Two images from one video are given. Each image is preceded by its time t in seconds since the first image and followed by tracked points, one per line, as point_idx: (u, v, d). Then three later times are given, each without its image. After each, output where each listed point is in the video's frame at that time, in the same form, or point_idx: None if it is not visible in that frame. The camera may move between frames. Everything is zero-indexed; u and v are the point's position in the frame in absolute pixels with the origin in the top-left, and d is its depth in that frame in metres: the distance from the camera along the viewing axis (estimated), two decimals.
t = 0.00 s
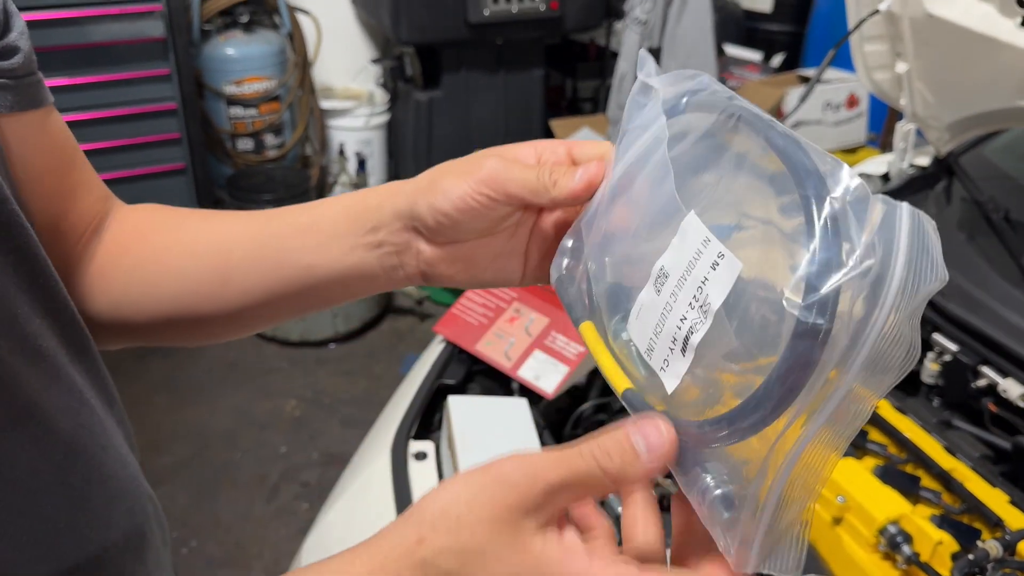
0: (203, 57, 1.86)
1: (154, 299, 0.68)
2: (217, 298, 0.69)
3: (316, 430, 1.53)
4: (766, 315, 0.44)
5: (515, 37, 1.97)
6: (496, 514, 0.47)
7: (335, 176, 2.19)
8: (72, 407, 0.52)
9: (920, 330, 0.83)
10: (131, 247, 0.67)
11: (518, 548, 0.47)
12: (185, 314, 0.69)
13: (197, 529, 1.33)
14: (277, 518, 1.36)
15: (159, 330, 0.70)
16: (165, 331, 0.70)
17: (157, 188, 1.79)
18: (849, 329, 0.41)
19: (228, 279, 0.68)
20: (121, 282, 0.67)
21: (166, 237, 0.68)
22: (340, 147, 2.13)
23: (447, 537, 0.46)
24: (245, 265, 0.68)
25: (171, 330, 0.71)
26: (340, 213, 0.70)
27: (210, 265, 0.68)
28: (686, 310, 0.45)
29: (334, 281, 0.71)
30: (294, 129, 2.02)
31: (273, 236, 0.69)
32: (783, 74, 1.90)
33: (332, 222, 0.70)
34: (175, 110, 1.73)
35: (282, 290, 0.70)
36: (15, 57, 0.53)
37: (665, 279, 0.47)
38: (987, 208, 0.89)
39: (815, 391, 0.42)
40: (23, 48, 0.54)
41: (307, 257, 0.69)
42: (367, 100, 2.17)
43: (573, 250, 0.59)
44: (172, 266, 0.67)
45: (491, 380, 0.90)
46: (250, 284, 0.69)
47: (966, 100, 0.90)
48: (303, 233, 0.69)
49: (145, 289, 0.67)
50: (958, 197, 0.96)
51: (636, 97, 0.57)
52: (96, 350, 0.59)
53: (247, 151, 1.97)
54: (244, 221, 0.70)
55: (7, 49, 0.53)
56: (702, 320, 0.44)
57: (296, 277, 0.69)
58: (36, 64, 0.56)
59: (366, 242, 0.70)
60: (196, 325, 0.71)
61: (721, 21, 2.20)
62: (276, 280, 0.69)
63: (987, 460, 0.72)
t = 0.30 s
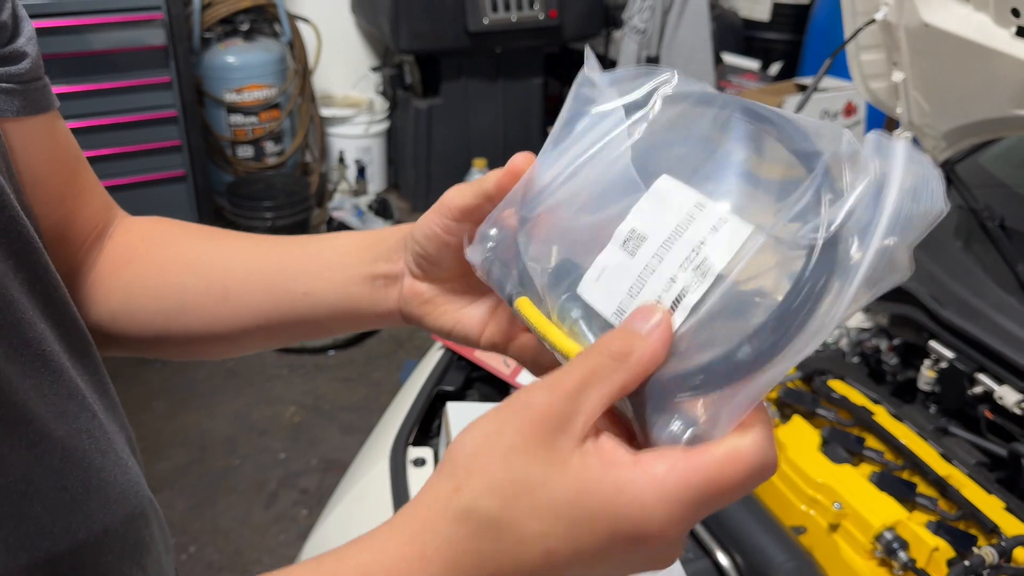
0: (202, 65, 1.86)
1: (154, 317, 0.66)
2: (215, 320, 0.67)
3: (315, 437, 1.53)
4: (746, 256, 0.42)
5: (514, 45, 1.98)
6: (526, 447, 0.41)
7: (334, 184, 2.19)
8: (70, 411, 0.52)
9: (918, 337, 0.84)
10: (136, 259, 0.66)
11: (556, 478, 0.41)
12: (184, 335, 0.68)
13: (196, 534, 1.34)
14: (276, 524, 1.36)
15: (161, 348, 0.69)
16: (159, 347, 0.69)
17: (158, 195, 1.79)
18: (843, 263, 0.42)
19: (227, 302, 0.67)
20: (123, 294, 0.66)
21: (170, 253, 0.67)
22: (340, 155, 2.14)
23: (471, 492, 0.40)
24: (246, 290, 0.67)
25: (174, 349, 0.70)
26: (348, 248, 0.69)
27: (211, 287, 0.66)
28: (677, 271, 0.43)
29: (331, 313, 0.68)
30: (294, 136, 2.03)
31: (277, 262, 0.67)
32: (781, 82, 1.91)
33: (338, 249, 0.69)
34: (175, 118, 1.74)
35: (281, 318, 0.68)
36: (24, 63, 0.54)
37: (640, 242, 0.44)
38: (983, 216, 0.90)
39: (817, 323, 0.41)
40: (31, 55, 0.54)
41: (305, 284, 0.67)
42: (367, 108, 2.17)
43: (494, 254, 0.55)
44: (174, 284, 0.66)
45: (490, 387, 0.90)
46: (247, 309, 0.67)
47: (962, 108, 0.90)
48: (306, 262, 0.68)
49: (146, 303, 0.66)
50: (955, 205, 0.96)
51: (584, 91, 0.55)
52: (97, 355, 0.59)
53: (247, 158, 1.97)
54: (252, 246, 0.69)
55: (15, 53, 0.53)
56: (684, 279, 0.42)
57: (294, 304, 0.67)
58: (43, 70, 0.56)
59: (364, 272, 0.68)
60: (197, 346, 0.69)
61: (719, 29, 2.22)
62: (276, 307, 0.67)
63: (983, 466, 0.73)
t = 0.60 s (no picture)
0: (202, 70, 1.87)
1: (120, 347, 0.61)
2: (180, 362, 0.60)
3: (313, 443, 1.53)
4: (717, 123, 0.43)
5: (513, 51, 1.98)
6: (519, 293, 0.35)
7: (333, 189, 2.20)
8: (60, 414, 0.52)
9: (917, 343, 0.84)
10: (117, 284, 0.61)
11: (560, 316, 0.33)
12: (147, 372, 0.61)
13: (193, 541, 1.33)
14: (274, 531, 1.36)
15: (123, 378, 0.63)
16: (128, 375, 0.63)
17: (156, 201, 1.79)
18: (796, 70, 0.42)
19: (194, 344, 0.60)
20: (97, 319, 0.61)
21: (149, 283, 0.61)
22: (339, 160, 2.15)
23: (467, 360, 0.34)
24: (218, 330, 0.60)
25: (133, 380, 0.63)
26: (332, 293, 0.62)
27: (178, 323, 0.60)
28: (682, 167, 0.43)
29: (301, 365, 0.60)
30: (293, 142, 2.04)
31: (256, 302, 0.60)
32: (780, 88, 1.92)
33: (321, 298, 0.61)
34: (173, 123, 1.74)
35: (249, 366, 0.60)
36: (12, 73, 0.51)
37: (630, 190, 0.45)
38: (982, 222, 0.90)
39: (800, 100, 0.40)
40: (20, 64, 0.52)
41: (278, 327, 0.60)
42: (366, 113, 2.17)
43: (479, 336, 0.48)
44: (142, 315, 0.60)
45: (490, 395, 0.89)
46: (215, 351, 0.60)
47: (962, 114, 0.91)
48: (286, 304, 0.60)
49: (116, 333, 0.60)
50: (954, 211, 0.97)
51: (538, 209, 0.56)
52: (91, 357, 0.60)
53: (245, 164, 1.97)
54: (237, 281, 0.62)
55: (3, 63, 0.51)
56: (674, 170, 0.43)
57: (264, 351, 0.60)
58: (34, 79, 0.54)
59: (342, 320, 0.60)
60: (158, 383, 0.62)
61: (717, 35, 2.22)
62: (247, 353, 0.60)
63: (982, 473, 0.72)
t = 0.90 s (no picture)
0: (200, 75, 1.87)
1: (101, 358, 0.60)
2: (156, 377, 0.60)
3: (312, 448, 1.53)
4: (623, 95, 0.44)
5: (513, 57, 1.98)
6: (512, 252, 0.37)
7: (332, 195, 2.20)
8: (53, 417, 0.52)
9: (914, 348, 0.83)
10: (105, 295, 0.61)
11: (560, 274, 0.36)
12: (126, 384, 0.61)
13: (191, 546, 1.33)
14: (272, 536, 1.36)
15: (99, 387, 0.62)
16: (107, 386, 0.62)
17: (154, 205, 1.79)
18: None
19: (175, 359, 0.59)
20: (83, 329, 0.60)
21: (136, 297, 0.61)
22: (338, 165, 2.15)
23: (471, 330, 0.35)
24: (200, 346, 0.60)
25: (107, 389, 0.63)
26: (320, 319, 0.62)
27: (159, 337, 0.59)
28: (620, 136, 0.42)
29: (279, 389, 0.60)
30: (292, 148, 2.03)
31: (241, 322, 0.60)
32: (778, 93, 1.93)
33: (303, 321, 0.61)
34: (172, 128, 1.74)
35: (228, 385, 0.60)
36: (6, 82, 0.51)
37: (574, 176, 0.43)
38: (980, 228, 0.91)
39: (691, 6, 0.42)
40: (14, 73, 0.52)
41: (261, 346, 0.59)
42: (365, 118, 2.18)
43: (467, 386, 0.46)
44: (125, 326, 0.60)
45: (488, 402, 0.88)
46: (195, 367, 0.59)
47: (958, 121, 0.91)
48: (270, 325, 0.60)
49: (97, 342, 0.60)
50: (953, 217, 0.97)
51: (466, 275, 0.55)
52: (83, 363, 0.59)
53: (245, 169, 1.96)
54: (223, 301, 0.62)
55: None
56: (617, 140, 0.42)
57: (243, 370, 0.59)
58: (26, 88, 0.54)
59: (327, 344, 0.60)
60: (133, 394, 0.62)
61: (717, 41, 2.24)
62: (227, 372, 0.60)
63: (981, 479, 0.72)
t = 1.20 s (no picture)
0: (202, 82, 1.87)
1: (105, 371, 0.60)
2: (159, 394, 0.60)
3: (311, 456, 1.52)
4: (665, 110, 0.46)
5: (513, 65, 1.99)
6: (519, 258, 0.38)
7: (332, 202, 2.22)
8: (54, 424, 0.52)
9: (914, 356, 0.84)
10: (108, 307, 0.61)
11: (561, 268, 0.37)
12: (127, 395, 0.61)
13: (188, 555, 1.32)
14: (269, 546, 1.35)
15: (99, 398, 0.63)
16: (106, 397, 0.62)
17: (154, 212, 1.79)
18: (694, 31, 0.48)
19: (179, 377, 0.60)
20: (86, 341, 0.60)
21: (139, 313, 0.61)
22: (338, 173, 2.16)
23: (473, 324, 0.36)
24: (204, 365, 0.60)
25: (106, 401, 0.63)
26: (324, 341, 0.62)
27: (163, 356, 0.60)
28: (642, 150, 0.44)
29: (280, 402, 0.61)
30: (293, 154, 2.03)
31: (245, 341, 0.60)
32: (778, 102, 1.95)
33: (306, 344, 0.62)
34: (172, 135, 1.74)
35: (229, 402, 0.61)
36: (6, 92, 0.51)
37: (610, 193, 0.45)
38: (980, 237, 0.92)
39: (725, 41, 0.45)
40: (13, 81, 0.52)
41: (265, 363, 0.60)
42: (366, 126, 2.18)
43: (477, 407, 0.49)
44: (129, 343, 0.60)
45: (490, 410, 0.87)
46: (197, 384, 0.60)
47: (958, 129, 0.91)
48: (273, 347, 0.61)
49: (102, 356, 0.60)
50: (953, 226, 0.98)
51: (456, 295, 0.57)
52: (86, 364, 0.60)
53: (245, 176, 1.97)
54: (227, 318, 0.62)
55: None
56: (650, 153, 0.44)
57: (244, 388, 0.60)
58: (27, 97, 0.54)
59: (324, 364, 0.61)
60: (133, 407, 0.62)
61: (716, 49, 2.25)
62: (230, 391, 0.60)
63: (981, 487, 0.72)
